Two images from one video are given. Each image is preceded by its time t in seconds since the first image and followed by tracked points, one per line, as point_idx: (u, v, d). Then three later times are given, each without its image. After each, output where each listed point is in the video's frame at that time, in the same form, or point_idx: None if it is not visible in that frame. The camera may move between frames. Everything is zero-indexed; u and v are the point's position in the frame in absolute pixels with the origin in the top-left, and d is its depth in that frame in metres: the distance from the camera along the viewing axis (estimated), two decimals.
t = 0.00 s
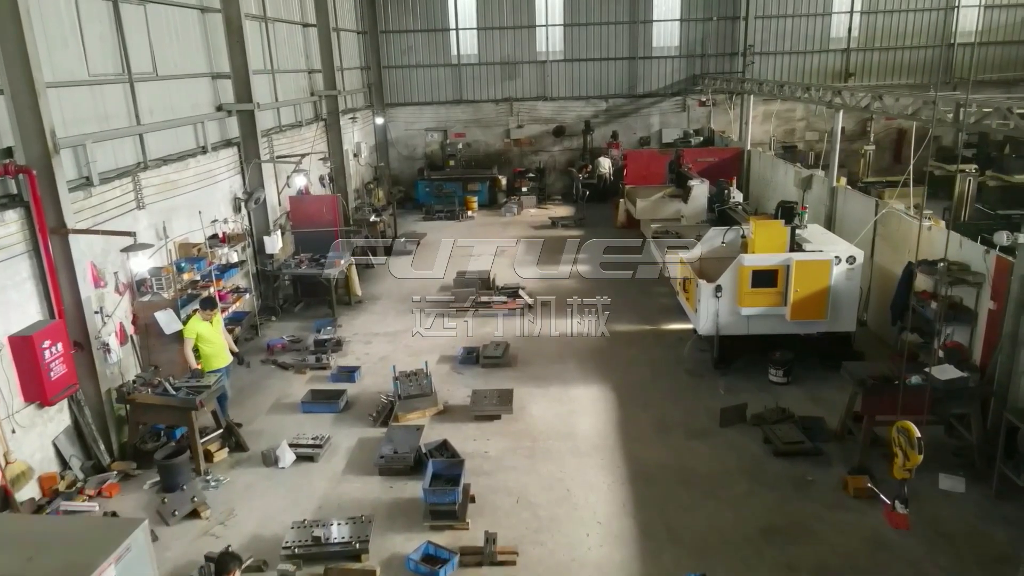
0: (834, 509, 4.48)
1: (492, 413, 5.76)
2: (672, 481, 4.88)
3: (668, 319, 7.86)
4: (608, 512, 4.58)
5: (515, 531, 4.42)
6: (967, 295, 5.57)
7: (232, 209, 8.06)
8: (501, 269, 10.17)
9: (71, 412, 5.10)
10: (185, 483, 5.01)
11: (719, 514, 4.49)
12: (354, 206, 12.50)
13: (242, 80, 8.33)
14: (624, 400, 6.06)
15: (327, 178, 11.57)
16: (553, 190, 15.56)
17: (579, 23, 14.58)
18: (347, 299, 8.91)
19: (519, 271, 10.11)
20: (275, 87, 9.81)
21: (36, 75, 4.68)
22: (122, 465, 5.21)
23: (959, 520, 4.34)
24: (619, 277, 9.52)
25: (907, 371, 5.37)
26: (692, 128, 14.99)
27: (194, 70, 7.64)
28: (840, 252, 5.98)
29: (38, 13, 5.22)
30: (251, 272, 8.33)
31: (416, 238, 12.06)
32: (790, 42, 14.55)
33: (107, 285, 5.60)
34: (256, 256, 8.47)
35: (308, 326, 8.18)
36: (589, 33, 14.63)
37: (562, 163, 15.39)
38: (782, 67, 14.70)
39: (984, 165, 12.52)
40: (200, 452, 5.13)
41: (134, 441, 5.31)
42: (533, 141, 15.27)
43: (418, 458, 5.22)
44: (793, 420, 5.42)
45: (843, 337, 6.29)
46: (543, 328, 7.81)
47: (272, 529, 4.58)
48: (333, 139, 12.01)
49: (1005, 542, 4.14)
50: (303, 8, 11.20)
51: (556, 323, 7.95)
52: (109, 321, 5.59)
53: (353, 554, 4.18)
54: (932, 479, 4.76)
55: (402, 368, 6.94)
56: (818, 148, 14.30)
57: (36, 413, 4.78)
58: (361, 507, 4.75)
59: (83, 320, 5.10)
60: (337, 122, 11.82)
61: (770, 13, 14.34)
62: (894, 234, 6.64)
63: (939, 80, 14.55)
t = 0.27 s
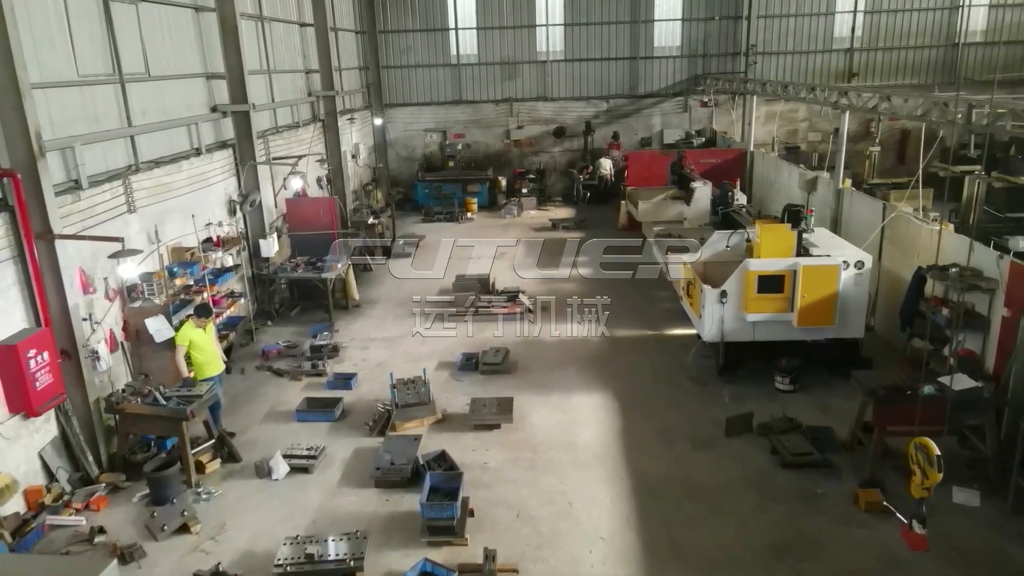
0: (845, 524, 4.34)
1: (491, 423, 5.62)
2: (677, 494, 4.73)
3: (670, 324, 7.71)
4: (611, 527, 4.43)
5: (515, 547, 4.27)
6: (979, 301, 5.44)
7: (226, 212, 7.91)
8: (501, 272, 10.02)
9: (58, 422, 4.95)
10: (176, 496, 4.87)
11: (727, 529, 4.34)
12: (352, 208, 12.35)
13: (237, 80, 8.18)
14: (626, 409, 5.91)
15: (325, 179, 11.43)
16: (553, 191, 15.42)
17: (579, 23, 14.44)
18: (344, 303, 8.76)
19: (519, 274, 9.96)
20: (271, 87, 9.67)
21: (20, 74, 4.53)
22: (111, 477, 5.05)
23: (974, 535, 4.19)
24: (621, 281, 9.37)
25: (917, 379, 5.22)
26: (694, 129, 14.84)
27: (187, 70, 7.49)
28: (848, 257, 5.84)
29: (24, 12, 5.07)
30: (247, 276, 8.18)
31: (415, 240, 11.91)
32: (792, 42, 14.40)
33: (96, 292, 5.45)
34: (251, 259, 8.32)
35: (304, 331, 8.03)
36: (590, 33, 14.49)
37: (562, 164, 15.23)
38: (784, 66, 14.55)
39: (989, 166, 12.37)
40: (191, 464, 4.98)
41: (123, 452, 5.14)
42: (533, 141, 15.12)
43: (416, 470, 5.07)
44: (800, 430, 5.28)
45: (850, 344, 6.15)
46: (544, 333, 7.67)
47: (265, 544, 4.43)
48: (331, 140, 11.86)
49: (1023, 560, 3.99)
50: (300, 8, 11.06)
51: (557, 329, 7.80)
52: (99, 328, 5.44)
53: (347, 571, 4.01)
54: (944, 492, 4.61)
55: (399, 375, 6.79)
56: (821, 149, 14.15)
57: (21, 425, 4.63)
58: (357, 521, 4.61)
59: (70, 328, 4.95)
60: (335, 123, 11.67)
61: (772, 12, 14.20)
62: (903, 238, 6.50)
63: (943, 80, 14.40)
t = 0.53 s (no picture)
0: (858, 541, 4.18)
1: (491, 433, 5.46)
2: (682, 508, 4.57)
3: (674, 330, 7.56)
4: (615, 543, 4.28)
5: (516, 565, 4.11)
6: (993, 308, 5.29)
7: (221, 215, 7.76)
8: (501, 275, 9.86)
9: (44, 433, 4.79)
10: (165, 511, 4.71)
11: (735, 547, 4.19)
12: (350, 210, 12.20)
13: (232, 81, 8.03)
14: (629, 418, 5.76)
15: (323, 181, 11.27)
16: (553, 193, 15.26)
17: (580, 23, 14.29)
18: (341, 308, 8.60)
19: (519, 278, 9.80)
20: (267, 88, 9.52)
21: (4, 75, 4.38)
22: (99, 491, 4.90)
23: (993, 553, 4.04)
24: (623, 284, 9.21)
25: (930, 391, 5.07)
26: (696, 129, 14.69)
27: (181, 71, 7.35)
28: (857, 262, 5.69)
29: (10, 10, 4.92)
30: (242, 280, 8.02)
31: (413, 243, 11.76)
32: (795, 42, 14.25)
33: (85, 298, 5.30)
34: (246, 263, 8.16)
35: (300, 337, 7.88)
36: (591, 33, 14.34)
37: (563, 165, 15.08)
38: (787, 67, 14.40)
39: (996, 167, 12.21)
40: (181, 477, 4.82)
41: (111, 464, 4.99)
42: (533, 142, 14.97)
43: (413, 482, 4.91)
44: (809, 441, 5.13)
45: (859, 351, 5.99)
46: (545, 338, 7.51)
47: (256, 561, 4.27)
48: (328, 141, 11.71)
49: None
50: (297, 7, 10.91)
51: (558, 334, 7.64)
52: (87, 336, 5.29)
53: None
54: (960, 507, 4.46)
55: (397, 383, 6.64)
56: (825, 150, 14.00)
57: (5, 438, 4.47)
58: (352, 537, 4.46)
59: (56, 336, 4.80)
60: (332, 124, 11.52)
61: (775, 12, 14.05)
62: (912, 242, 6.34)
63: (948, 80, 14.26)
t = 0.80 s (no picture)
0: (872, 560, 4.02)
1: (491, 444, 5.31)
2: (689, 524, 4.42)
3: (677, 336, 7.41)
4: (619, 561, 4.12)
5: None
6: (1008, 316, 5.14)
7: (215, 219, 7.61)
8: (501, 279, 9.70)
9: (29, 446, 4.63)
10: (154, 526, 4.56)
11: (744, 565, 4.03)
12: (348, 213, 12.05)
13: (227, 82, 7.88)
14: (633, 428, 5.61)
15: (320, 183, 11.12)
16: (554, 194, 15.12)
17: (581, 22, 14.13)
18: (339, 313, 8.45)
19: (520, 281, 9.65)
20: (263, 89, 9.37)
21: None
22: (85, 505, 4.75)
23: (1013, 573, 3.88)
24: (625, 288, 9.06)
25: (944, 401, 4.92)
26: (698, 130, 14.53)
27: (175, 72, 7.19)
28: (867, 268, 5.54)
29: None
30: (237, 285, 7.87)
31: (412, 246, 11.61)
32: (799, 42, 14.10)
33: (73, 305, 5.14)
34: (241, 268, 7.99)
35: (296, 342, 7.72)
36: (592, 32, 14.18)
37: (564, 166, 14.92)
38: (791, 67, 14.24)
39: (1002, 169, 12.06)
40: (170, 491, 4.67)
41: (98, 477, 4.83)
42: (533, 143, 14.82)
43: (410, 496, 4.76)
44: (819, 453, 4.97)
45: (869, 359, 5.84)
46: (546, 344, 7.35)
47: None
48: (326, 143, 11.55)
49: None
50: (294, 6, 10.76)
51: (560, 340, 7.49)
52: (75, 344, 5.14)
53: None
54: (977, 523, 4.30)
55: (394, 391, 6.48)
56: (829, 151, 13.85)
57: None
58: (347, 554, 4.30)
59: (41, 345, 4.65)
60: (330, 125, 11.37)
61: (779, 11, 13.89)
62: (922, 246, 6.19)
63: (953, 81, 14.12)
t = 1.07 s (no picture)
0: None
1: (490, 456, 5.15)
2: (696, 542, 4.25)
3: (681, 342, 7.24)
4: None
5: None
6: None
7: (209, 222, 7.44)
8: (501, 282, 9.54)
9: (12, 460, 4.46)
10: (141, 544, 4.39)
11: None
12: (346, 215, 11.88)
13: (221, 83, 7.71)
14: (637, 439, 5.44)
15: (318, 185, 10.96)
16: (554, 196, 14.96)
17: (582, 22, 13.97)
18: (335, 318, 8.28)
19: (520, 285, 9.49)
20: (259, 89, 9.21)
21: None
22: (71, 521, 4.58)
23: None
24: (628, 292, 8.89)
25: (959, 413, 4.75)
26: (700, 131, 14.37)
27: (167, 72, 7.03)
28: (878, 274, 5.38)
29: None
30: (231, 290, 7.70)
31: (411, 249, 11.45)
32: (802, 42, 13.93)
33: (59, 313, 4.97)
34: (235, 273, 7.83)
35: (291, 349, 7.55)
36: (593, 32, 14.02)
37: (564, 167, 14.77)
38: (794, 67, 14.08)
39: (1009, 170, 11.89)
40: (158, 507, 4.50)
41: (84, 492, 4.66)
42: (534, 144, 14.66)
43: (407, 511, 4.60)
44: (830, 466, 4.81)
45: (879, 367, 5.68)
46: (547, 350, 7.19)
47: None
48: (324, 144, 11.38)
49: None
50: (291, 6, 10.60)
51: (561, 346, 7.33)
52: (61, 354, 4.97)
53: None
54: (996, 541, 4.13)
55: (392, 399, 6.31)
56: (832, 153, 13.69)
57: None
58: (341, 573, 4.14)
59: (25, 355, 4.48)
60: (328, 126, 11.21)
61: (782, 11, 13.73)
62: (934, 251, 6.03)
63: (958, 81, 13.96)
